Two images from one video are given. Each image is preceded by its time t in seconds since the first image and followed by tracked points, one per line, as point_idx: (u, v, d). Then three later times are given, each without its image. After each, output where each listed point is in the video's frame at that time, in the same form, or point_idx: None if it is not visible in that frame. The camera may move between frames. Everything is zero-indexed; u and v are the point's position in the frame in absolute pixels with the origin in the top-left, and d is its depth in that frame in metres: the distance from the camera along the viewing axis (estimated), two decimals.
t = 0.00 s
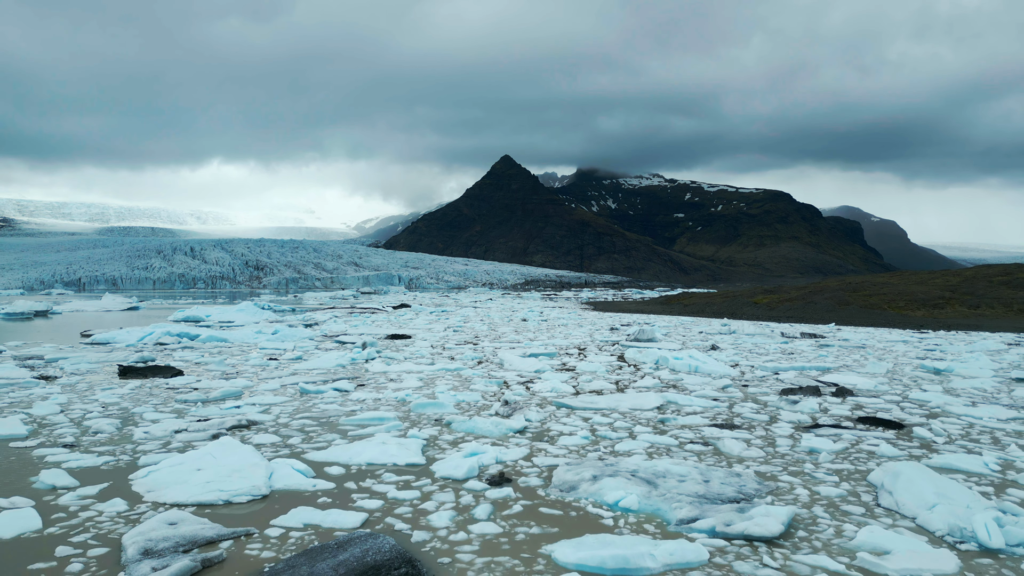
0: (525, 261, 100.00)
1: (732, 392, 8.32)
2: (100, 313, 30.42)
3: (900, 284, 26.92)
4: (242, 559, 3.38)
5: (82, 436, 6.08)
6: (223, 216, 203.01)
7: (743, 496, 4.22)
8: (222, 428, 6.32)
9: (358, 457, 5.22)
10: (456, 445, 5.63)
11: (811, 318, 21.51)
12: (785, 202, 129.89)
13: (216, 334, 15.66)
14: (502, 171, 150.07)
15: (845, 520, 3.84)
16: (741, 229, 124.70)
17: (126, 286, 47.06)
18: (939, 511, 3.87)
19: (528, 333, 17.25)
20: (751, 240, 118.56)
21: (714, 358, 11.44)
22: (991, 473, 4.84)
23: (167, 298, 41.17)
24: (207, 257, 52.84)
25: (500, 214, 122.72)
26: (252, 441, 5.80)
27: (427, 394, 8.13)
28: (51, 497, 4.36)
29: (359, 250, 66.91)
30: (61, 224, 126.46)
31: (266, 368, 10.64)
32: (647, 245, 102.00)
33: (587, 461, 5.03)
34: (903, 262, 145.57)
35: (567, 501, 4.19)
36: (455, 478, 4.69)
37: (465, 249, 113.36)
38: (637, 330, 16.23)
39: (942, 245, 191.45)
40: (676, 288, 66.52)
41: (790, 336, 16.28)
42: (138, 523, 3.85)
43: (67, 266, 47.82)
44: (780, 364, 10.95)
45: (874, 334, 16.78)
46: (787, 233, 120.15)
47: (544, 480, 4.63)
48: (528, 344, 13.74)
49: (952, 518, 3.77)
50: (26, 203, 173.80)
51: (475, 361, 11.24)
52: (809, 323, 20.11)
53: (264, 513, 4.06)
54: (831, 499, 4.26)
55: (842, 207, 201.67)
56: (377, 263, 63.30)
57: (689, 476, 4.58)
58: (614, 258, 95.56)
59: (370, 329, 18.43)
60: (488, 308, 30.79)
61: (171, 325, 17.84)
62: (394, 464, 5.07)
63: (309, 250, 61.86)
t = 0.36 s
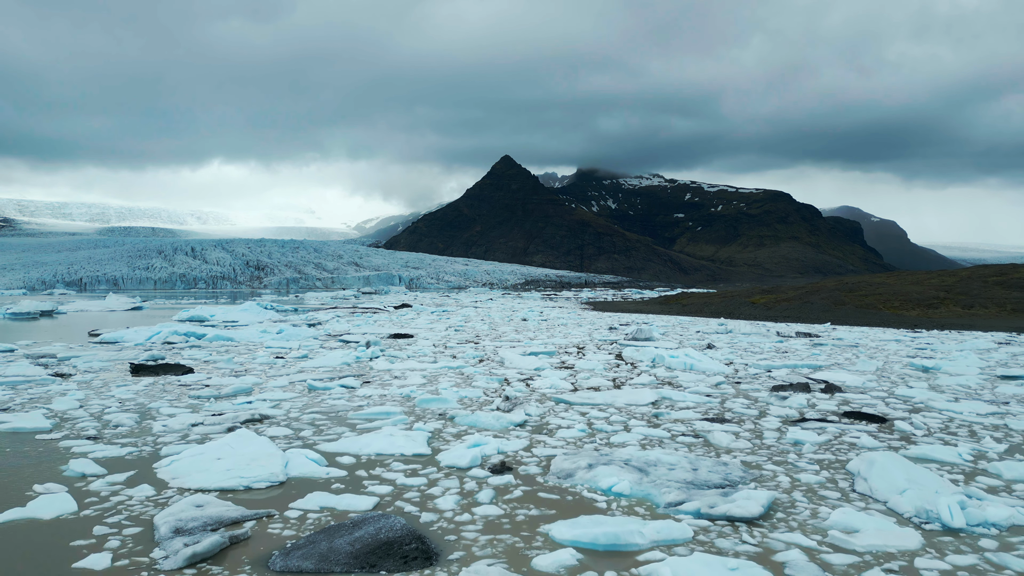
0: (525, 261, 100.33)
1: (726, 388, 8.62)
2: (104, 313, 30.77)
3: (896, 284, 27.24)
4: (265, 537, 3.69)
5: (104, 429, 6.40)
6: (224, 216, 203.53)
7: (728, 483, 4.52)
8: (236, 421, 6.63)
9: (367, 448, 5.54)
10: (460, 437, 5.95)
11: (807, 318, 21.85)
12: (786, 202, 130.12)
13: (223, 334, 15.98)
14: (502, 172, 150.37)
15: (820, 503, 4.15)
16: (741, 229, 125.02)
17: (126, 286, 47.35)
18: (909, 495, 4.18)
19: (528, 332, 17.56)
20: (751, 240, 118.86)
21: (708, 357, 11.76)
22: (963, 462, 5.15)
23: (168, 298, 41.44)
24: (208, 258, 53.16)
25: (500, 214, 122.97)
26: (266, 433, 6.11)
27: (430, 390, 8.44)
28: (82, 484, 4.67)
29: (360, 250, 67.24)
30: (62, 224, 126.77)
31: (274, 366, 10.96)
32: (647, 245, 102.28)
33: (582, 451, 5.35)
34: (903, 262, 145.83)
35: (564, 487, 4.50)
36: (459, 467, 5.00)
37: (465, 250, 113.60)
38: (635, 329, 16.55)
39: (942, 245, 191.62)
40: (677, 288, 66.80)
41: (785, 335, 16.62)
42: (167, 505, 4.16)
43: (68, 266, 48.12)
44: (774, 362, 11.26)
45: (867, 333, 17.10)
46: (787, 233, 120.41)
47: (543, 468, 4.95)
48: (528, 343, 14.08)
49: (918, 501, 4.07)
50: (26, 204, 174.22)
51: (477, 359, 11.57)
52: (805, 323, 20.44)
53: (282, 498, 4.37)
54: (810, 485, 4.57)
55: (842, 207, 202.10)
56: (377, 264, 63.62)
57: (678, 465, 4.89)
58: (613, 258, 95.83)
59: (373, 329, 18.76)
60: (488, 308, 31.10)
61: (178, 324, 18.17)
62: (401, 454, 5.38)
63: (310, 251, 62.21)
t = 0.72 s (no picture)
0: (525, 261, 100.59)
1: (718, 385, 8.93)
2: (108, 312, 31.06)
3: (892, 284, 27.57)
4: (285, 518, 4.00)
5: (123, 423, 6.72)
6: (223, 215, 203.81)
7: (715, 471, 4.84)
8: (248, 415, 6.93)
9: (375, 440, 5.84)
10: (463, 429, 6.26)
11: (803, 317, 22.18)
12: (785, 202, 130.50)
13: (229, 333, 16.30)
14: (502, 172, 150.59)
15: (799, 489, 4.47)
16: (741, 229, 125.30)
17: (127, 285, 47.58)
18: (883, 482, 4.48)
19: (528, 331, 17.87)
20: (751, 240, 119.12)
21: (703, 355, 12.07)
22: (938, 453, 5.46)
23: (169, 298, 41.67)
24: (208, 258, 53.41)
25: (500, 214, 123.24)
26: (278, 426, 6.42)
27: (434, 387, 8.74)
28: (110, 472, 4.98)
29: (360, 250, 67.52)
30: (62, 224, 126.86)
31: (281, 364, 11.27)
32: (646, 245, 102.52)
33: (578, 442, 5.66)
34: (903, 262, 146.12)
35: (561, 474, 4.82)
36: (463, 457, 5.31)
37: (466, 250, 113.85)
38: (633, 329, 16.87)
39: (942, 245, 191.78)
40: (676, 288, 67.10)
41: (780, 334, 16.94)
42: (191, 490, 4.47)
43: (69, 266, 48.33)
44: (767, 360, 11.57)
45: (861, 332, 17.42)
46: (787, 233, 120.68)
47: (542, 458, 5.26)
48: (528, 342, 14.39)
49: (891, 486, 4.38)
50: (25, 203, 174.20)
51: (478, 357, 11.88)
52: (801, 322, 20.76)
53: (298, 484, 4.68)
54: (792, 472, 4.89)
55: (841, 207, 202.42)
56: (378, 264, 63.93)
57: (669, 455, 5.20)
58: (613, 258, 96.04)
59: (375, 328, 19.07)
60: (488, 308, 31.39)
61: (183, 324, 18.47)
62: (408, 446, 5.68)
63: (310, 251, 62.49)
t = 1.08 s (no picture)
0: (525, 261, 100.84)
1: (711, 382, 9.23)
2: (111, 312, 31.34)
3: (887, 284, 27.91)
4: (302, 502, 4.30)
5: (141, 417, 7.03)
6: (223, 215, 204.13)
7: (703, 460, 5.15)
8: (260, 410, 7.25)
9: (383, 432, 6.15)
10: (466, 423, 6.57)
11: (800, 317, 22.50)
12: (785, 202, 130.81)
13: (235, 332, 16.60)
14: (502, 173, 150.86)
15: (782, 476, 4.78)
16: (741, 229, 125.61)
17: (129, 285, 47.82)
18: (859, 469, 4.79)
19: (528, 330, 18.19)
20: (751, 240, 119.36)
21: (699, 354, 12.38)
22: (916, 444, 5.77)
23: (171, 298, 41.88)
24: (209, 258, 53.69)
25: (499, 214, 123.41)
26: (289, 420, 6.74)
27: (437, 383, 9.05)
28: (134, 461, 5.30)
29: (360, 250, 67.79)
30: (61, 224, 127.13)
31: (288, 362, 11.58)
32: (646, 245, 102.76)
33: (575, 435, 5.97)
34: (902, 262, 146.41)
35: (558, 463, 5.12)
36: (466, 448, 5.62)
37: (466, 249, 114.04)
38: (631, 328, 17.19)
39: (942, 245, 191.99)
40: (676, 288, 67.35)
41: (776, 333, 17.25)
42: (212, 478, 4.79)
43: (71, 266, 48.56)
44: (761, 358, 11.88)
45: (855, 332, 17.73)
46: (787, 233, 120.96)
47: (541, 449, 5.56)
48: (528, 341, 14.70)
49: (867, 474, 4.68)
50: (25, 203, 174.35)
51: (479, 355, 12.19)
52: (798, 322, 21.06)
53: (312, 473, 4.99)
54: (776, 462, 5.20)
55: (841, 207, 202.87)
56: (378, 263, 64.22)
57: (661, 446, 5.51)
58: (613, 258, 96.25)
59: (378, 327, 19.39)
60: (489, 308, 31.68)
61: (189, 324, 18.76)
62: (414, 438, 5.99)
63: (310, 251, 62.79)
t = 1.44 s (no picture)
0: (525, 261, 101.13)
1: (705, 379, 9.54)
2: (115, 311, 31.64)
3: (882, 284, 28.26)
4: (318, 487, 4.62)
5: (159, 411, 7.35)
6: (223, 215, 204.43)
7: (693, 451, 5.46)
8: (271, 405, 7.56)
9: (390, 425, 6.46)
10: (469, 417, 6.88)
11: (797, 316, 22.80)
12: (785, 202, 131.11)
13: (240, 331, 16.90)
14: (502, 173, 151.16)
15: (766, 465, 5.09)
16: (740, 229, 125.95)
17: (130, 285, 48.11)
18: (839, 459, 5.10)
19: (528, 330, 18.50)
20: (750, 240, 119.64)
21: (694, 352, 12.69)
22: (896, 437, 6.08)
23: (172, 298, 42.13)
24: (210, 258, 53.98)
25: (499, 215, 123.61)
26: (300, 414, 7.05)
27: (440, 381, 9.36)
28: (156, 451, 5.61)
29: (361, 250, 68.07)
30: (62, 224, 127.30)
31: (294, 360, 11.89)
32: (646, 245, 103.01)
33: (573, 428, 6.28)
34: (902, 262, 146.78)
35: (556, 454, 5.44)
36: (469, 440, 5.93)
37: (466, 249, 114.25)
38: (629, 327, 17.50)
39: (941, 245, 192.57)
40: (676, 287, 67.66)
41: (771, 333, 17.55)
42: (232, 466, 5.10)
43: (72, 266, 48.82)
44: (754, 357, 12.20)
45: (850, 331, 18.04)
46: (786, 233, 121.28)
47: (540, 441, 5.87)
48: (528, 340, 15.00)
49: (846, 462, 4.99)
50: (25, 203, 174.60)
51: (480, 354, 12.50)
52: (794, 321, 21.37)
53: (325, 462, 5.31)
54: (762, 452, 5.52)
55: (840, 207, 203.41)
56: (378, 263, 64.53)
57: (653, 437, 5.82)
58: (613, 258, 96.52)
59: (380, 327, 19.70)
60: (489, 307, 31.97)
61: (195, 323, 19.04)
62: (419, 431, 6.30)
63: (311, 251, 63.09)
